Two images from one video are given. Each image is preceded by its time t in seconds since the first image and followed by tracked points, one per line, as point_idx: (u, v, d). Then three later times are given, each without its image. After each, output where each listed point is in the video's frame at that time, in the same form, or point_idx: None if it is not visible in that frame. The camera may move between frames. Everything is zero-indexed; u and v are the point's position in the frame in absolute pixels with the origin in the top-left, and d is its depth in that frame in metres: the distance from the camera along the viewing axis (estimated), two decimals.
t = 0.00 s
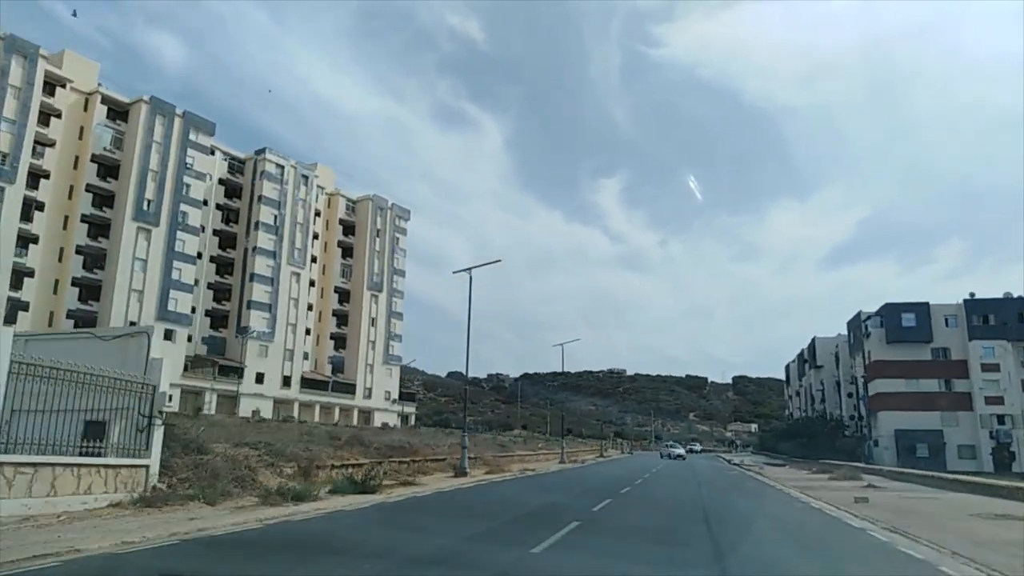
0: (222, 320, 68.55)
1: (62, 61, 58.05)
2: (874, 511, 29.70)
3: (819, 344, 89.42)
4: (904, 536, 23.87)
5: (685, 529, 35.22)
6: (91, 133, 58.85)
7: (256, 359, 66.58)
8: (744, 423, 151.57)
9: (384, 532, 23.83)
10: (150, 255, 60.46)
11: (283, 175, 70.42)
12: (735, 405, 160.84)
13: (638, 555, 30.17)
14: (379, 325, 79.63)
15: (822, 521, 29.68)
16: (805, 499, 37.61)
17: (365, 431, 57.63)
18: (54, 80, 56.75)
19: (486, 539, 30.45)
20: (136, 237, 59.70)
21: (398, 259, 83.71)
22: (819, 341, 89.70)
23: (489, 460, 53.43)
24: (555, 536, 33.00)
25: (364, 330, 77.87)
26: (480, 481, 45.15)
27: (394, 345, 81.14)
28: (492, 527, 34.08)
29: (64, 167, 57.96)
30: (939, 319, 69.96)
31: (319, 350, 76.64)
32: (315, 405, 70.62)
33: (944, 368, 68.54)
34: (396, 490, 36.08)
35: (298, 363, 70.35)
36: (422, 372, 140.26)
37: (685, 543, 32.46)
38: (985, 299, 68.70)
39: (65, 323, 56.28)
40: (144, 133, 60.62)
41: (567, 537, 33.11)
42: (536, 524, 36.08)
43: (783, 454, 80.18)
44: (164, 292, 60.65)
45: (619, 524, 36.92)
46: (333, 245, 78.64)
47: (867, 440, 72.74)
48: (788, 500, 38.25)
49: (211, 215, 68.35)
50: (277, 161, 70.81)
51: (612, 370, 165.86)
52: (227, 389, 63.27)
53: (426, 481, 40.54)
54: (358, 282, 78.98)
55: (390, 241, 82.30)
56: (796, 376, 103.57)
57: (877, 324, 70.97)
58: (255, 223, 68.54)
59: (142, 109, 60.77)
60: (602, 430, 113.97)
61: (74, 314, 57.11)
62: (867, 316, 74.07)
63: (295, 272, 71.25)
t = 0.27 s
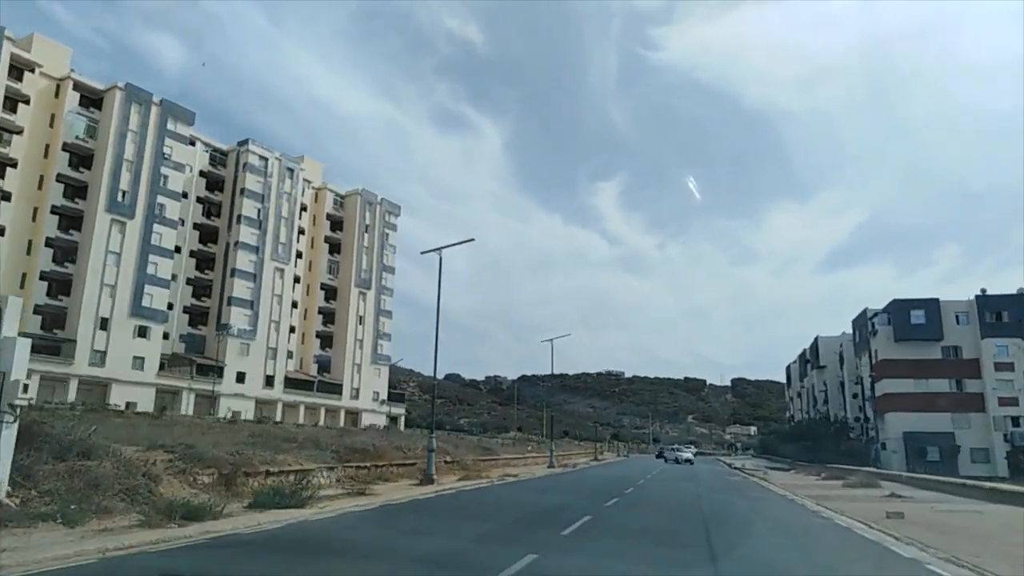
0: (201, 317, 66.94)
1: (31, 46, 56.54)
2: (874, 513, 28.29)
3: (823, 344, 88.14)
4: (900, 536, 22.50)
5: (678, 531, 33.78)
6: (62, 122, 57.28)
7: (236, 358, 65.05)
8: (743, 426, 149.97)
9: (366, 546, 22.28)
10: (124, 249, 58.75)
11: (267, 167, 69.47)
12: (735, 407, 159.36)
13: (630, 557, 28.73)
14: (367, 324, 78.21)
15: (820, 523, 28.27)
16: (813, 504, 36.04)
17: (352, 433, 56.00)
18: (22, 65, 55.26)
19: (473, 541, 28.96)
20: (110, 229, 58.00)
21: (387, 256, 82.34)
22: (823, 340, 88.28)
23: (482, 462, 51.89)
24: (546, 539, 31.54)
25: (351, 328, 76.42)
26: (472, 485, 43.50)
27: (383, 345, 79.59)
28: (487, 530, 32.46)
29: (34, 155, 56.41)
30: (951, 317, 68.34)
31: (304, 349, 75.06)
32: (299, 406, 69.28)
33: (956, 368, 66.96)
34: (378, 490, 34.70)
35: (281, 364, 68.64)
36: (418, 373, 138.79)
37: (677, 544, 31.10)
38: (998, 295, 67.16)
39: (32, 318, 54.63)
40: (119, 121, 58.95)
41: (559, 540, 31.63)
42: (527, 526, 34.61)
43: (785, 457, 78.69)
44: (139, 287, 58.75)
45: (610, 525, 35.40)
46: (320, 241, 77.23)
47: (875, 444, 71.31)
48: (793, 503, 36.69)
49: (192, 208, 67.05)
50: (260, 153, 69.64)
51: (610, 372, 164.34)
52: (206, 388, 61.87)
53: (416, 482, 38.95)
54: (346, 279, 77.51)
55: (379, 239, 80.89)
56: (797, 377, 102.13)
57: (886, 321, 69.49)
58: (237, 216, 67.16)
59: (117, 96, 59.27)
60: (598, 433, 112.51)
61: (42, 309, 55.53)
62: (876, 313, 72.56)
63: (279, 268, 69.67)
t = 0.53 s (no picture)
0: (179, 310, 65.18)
1: None
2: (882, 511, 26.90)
3: (828, 336, 86.71)
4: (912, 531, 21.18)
5: (672, 530, 32.22)
6: (28, 104, 55.59)
7: (215, 354, 63.52)
8: (744, 423, 148.48)
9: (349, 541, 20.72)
10: (94, 238, 57.02)
11: (248, 154, 67.83)
12: (735, 404, 157.78)
13: (622, 556, 27.16)
14: (354, 318, 76.75)
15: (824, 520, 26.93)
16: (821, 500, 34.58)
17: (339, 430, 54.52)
18: None
19: (460, 538, 27.42)
20: (79, 217, 56.29)
21: (376, 247, 80.85)
22: (828, 332, 86.81)
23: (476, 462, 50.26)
24: (538, 537, 29.97)
25: (337, 321, 74.93)
26: (463, 483, 41.87)
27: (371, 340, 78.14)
28: (480, 528, 30.95)
29: None
30: (965, 305, 66.78)
31: (289, 344, 73.31)
32: (283, 404, 68.23)
33: (970, 358, 65.50)
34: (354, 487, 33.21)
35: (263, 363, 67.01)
36: (415, 371, 137.33)
37: (670, 544, 29.53)
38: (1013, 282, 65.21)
39: None
40: (88, 106, 57.25)
41: (550, 537, 30.08)
42: (518, 524, 33.08)
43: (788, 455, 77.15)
44: (110, 279, 57.25)
45: (603, 523, 33.93)
46: (305, 231, 75.58)
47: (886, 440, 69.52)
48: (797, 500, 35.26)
49: (169, 196, 65.07)
50: (240, 139, 68.03)
51: (609, 369, 162.84)
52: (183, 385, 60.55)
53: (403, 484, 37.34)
54: (332, 270, 75.69)
55: (366, 231, 79.23)
56: (800, 370, 100.63)
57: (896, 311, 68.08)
58: (216, 205, 65.55)
59: (86, 78, 57.59)
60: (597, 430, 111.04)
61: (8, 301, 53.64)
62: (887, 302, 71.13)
63: (262, 259, 68.19)
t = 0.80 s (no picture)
0: (159, 300, 64.32)
1: None
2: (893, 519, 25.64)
3: (831, 330, 85.41)
4: (934, 551, 19.92)
5: (665, 529, 30.97)
6: None
7: (197, 346, 62.16)
8: (743, 419, 147.24)
9: (329, 556, 19.61)
10: (65, 222, 55.65)
11: (232, 139, 66.71)
12: (734, 400, 156.57)
13: (613, 556, 25.86)
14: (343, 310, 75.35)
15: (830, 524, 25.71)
16: (829, 502, 33.18)
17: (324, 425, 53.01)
18: None
19: (445, 539, 26.09)
20: (49, 201, 54.95)
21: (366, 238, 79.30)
22: (831, 325, 85.37)
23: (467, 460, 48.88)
24: (528, 537, 28.64)
25: (326, 315, 73.78)
26: (450, 480, 40.55)
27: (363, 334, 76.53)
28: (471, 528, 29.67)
29: None
30: (978, 296, 65.19)
31: (275, 336, 72.36)
32: (268, 398, 66.73)
33: (982, 352, 64.04)
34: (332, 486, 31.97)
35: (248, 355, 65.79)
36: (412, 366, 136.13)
37: (661, 544, 28.26)
38: None
39: None
40: (59, 87, 56.06)
41: (541, 537, 28.71)
42: (509, 522, 31.77)
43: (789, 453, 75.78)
44: (83, 266, 55.88)
45: (595, 522, 32.67)
46: (292, 220, 74.29)
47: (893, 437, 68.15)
48: (799, 501, 34.04)
49: (149, 182, 64.00)
50: (224, 124, 66.73)
51: (608, 365, 161.57)
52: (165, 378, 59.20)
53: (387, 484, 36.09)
54: (319, 262, 74.79)
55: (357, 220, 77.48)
56: (801, 365, 99.30)
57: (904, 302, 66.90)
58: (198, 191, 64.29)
59: (59, 57, 56.30)
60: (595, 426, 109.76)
61: None
62: (895, 292, 69.86)
63: (245, 248, 66.76)
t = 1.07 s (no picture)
0: (137, 291, 63.21)
1: None
2: (891, 513, 24.31)
3: (839, 327, 83.71)
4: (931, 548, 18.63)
5: (657, 530, 29.50)
6: None
7: (176, 338, 60.97)
8: (744, 419, 145.83)
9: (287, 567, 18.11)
10: (35, 207, 54.12)
11: (215, 124, 65.13)
12: (736, 400, 154.78)
13: (604, 557, 24.31)
14: (331, 303, 73.44)
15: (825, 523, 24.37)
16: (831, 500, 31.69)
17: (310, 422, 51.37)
18: None
19: (426, 539, 24.53)
20: (18, 184, 53.36)
21: (356, 228, 77.81)
22: (838, 322, 83.62)
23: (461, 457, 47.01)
24: (516, 538, 27.04)
25: (314, 307, 71.80)
26: (440, 477, 38.77)
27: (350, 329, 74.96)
28: (456, 526, 28.10)
29: None
30: (996, 290, 63.58)
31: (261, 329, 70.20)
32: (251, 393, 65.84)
33: (999, 348, 62.43)
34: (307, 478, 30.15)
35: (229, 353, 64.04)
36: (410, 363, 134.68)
37: (654, 545, 26.78)
38: None
39: None
40: (31, 66, 54.38)
41: (530, 539, 27.10)
42: (497, 522, 30.22)
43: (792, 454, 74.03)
44: (53, 252, 54.46)
45: (585, 522, 31.22)
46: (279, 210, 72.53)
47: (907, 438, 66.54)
48: (795, 501, 32.66)
49: (126, 168, 62.81)
50: (206, 108, 65.27)
51: (609, 364, 159.96)
52: (141, 373, 57.85)
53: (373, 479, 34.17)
54: (308, 253, 72.49)
55: (345, 211, 75.91)
56: (807, 364, 97.56)
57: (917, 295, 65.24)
58: (178, 177, 62.81)
59: (30, 34, 54.60)
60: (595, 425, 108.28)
61: None
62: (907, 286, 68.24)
63: (228, 238, 65.61)
